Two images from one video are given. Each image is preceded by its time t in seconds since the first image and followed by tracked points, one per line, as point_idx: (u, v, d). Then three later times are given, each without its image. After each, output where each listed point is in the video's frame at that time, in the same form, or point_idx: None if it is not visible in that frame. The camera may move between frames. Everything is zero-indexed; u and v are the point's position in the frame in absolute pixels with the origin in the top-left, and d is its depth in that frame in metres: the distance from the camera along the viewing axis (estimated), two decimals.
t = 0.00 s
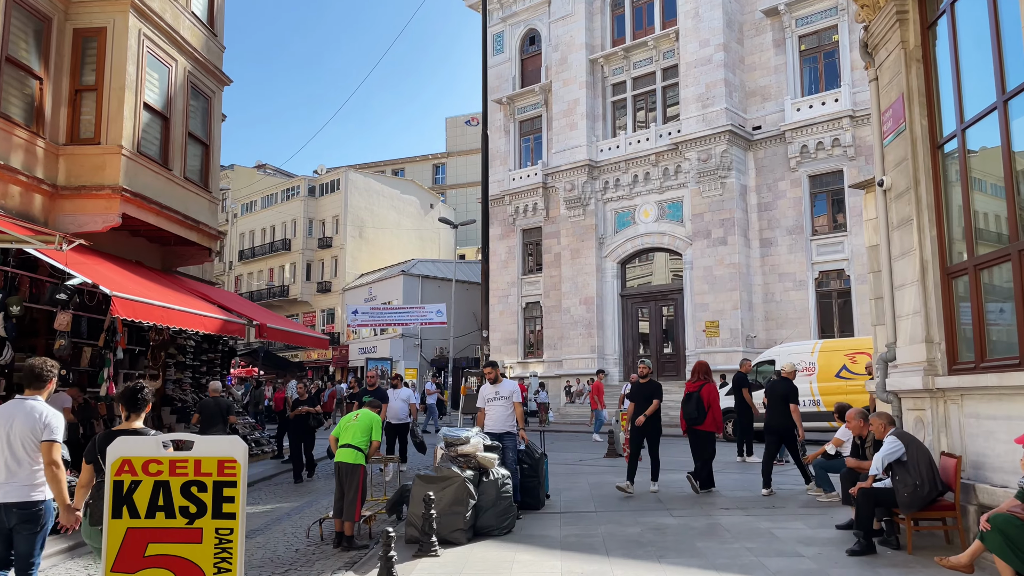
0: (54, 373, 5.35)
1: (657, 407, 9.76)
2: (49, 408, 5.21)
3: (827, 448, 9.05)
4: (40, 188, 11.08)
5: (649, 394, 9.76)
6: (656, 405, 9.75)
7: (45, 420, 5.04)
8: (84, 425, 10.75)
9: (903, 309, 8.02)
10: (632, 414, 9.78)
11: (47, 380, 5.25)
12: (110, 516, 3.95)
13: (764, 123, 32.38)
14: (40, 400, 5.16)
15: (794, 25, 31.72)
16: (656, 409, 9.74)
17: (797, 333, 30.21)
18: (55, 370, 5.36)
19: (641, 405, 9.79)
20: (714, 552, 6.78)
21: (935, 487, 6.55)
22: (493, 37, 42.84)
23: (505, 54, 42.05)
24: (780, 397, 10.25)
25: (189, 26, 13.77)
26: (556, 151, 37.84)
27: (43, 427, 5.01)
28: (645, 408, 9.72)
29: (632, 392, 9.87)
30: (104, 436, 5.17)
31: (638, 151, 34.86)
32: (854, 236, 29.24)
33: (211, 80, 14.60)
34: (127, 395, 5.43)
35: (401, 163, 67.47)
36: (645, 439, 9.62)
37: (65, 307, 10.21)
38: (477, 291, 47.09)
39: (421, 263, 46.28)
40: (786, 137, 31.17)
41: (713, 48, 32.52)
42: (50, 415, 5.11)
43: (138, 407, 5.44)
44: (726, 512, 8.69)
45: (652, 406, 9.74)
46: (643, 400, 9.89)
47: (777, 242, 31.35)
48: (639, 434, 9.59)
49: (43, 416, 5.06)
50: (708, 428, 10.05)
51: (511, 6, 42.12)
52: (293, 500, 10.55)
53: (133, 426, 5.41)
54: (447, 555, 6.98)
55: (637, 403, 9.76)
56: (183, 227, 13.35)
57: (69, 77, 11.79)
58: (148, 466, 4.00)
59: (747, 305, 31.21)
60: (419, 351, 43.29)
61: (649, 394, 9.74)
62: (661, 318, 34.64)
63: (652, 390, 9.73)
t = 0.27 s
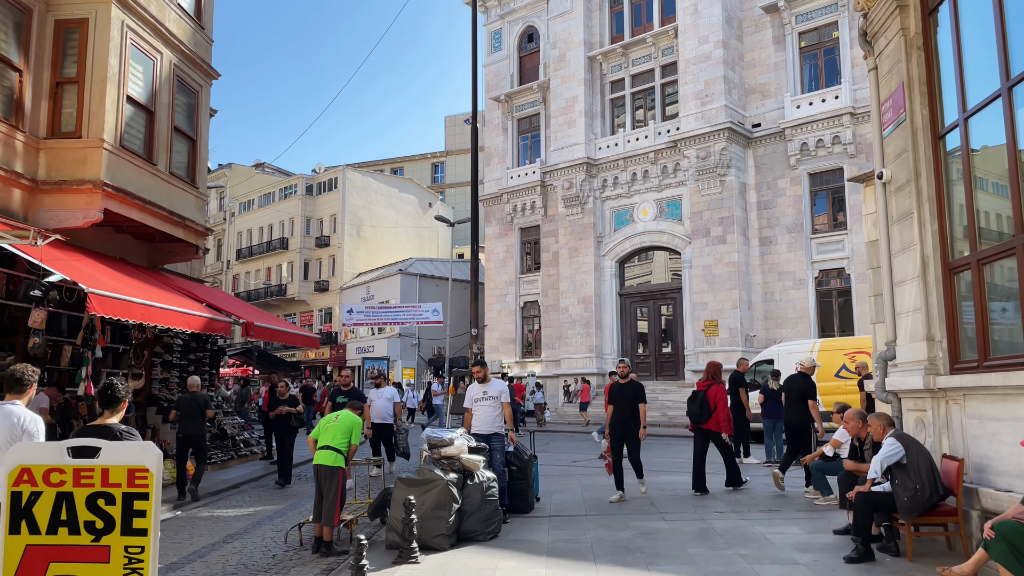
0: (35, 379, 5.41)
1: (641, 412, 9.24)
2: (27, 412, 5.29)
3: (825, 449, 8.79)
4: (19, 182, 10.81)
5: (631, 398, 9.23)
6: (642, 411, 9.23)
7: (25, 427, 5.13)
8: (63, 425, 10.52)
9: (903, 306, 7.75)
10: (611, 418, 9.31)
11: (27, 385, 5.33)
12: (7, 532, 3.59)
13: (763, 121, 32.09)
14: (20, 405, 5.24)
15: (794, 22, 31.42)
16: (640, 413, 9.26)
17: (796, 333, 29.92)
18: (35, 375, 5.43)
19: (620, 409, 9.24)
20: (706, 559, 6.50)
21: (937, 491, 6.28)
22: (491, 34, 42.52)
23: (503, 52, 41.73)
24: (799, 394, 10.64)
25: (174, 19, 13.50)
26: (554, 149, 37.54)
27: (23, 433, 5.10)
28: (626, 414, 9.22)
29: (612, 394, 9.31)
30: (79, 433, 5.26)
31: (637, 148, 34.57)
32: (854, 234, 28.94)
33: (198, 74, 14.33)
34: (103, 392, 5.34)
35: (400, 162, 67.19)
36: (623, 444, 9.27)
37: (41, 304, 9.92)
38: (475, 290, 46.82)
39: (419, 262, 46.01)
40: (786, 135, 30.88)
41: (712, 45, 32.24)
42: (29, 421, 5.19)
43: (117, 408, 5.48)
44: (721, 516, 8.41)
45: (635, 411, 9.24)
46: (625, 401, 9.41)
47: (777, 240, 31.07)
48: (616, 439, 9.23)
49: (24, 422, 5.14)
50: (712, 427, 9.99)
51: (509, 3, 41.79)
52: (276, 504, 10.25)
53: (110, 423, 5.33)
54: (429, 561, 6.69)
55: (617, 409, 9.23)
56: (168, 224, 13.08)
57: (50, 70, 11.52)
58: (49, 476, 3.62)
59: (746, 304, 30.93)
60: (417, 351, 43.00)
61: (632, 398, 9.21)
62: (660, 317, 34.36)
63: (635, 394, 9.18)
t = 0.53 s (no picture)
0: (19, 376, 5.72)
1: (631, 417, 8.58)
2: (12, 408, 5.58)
3: (822, 454, 8.55)
4: None
5: (619, 402, 8.61)
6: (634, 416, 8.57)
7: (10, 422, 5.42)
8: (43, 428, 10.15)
9: (903, 306, 7.49)
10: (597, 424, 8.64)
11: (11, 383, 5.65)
12: None
13: (763, 119, 31.82)
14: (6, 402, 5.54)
15: (794, 19, 31.13)
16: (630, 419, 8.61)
17: (796, 332, 29.64)
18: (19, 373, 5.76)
19: (607, 414, 8.59)
20: (696, 570, 6.23)
21: (937, 500, 6.02)
22: (489, 32, 42.24)
23: (502, 50, 41.46)
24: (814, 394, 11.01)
25: (161, 13, 13.25)
26: (553, 148, 37.27)
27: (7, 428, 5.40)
28: (614, 418, 8.55)
29: (597, 399, 8.69)
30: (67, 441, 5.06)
31: (636, 147, 34.30)
32: (855, 233, 28.66)
33: (185, 69, 14.08)
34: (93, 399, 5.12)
35: (400, 161, 66.95)
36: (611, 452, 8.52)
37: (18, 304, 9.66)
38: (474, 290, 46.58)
39: (417, 262, 45.77)
40: (786, 133, 30.59)
41: (712, 43, 31.97)
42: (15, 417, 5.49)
43: (106, 411, 5.20)
44: (713, 523, 8.13)
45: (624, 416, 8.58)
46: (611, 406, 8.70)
47: (776, 240, 30.80)
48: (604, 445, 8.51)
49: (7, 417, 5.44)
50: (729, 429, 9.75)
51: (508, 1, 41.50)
52: (260, 508, 10.01)
53: (98, 431, 5.09)
54: (409, 571, 6.43)
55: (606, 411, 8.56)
56: (154, 222, 12.83)
57: (31, 65, 11.29)
58: None
59: (746, 304, 30.68)
60: (415, 351, 42.75)
61: (623, 401, 8.60)
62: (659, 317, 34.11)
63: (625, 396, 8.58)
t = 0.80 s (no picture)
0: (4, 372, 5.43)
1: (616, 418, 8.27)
2: None
3: (820, 454, 8.28)
4: None
5: (605, 402, 8.30)
6: (619, 417, 8.25)
7: None
8: (21, 427, 9.85)
9: (902, 301, 7.22)
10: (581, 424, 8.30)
11: None
12: None
13: (763, 116, 31.54)
14: None
15: (794, 15, 30.86)
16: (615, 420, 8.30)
17: (796, 331, 29.36)
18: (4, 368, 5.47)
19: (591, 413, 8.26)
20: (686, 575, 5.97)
21: (938, 501, 5.74)
22: (488, 30, 41.97)
23: (500, 47, 41.21)
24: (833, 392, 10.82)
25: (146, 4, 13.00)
26: (551, 146, 37.00)
27: None
28: (599, 419, 8.23)
29: (581, 399, 8.35)
30: (46, 432, 5.13)
31: (635, 144, 34.04)
32: (855, 231, 28.38)
33: (172, 62, 13.82)
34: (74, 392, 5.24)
35: (399, 160, 66.72)
36: (594, 454, 8.19)
37: None
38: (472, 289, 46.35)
39: (416, 261, 45.54)
40: (786, 130, 30.32)
41: (711, 39, 31.69)
42: None
43: (86, 404, 5.31)
44: (706, 526, 7.87)
45: (608, 417, 8.27)
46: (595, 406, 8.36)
47: (776, 238, 30.52)
48: (588, 447, 8.17)
49: None
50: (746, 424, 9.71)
51: None
52: (242, 508, 9.75)
53: (80, 423, 5.23)
54: None
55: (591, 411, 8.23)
56: (139, 217, 12.59)
57: (11, 56, 11.05)
58: None
59: (745, 302, 30.42)
60: (413, 350, 42.51)
61: (609, 401, 8.28)
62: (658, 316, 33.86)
63: (612, 396, 8.26)
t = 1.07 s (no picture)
0: None
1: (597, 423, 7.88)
2: None
3: (816, 460, 8.00)
4: None
5: (586, 405, 7.96)
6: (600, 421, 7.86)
7: None
8: None
9: (901, 302, 6.95)
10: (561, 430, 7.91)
11: None
12: None
13: (762, 114, 31.25)
14: None
15: (794, 13, 30.56)
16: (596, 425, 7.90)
17: (796, 331, 29.08)
18: None
19: (571, 417, 7.91)
20: None
21: (939, 513, 5.46)
22: (486, 28, 41.67)
23: (498, 45, 40.91)
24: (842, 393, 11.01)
25: None
26: (549, 144, 36.70)
27: None
28: (579, 423, 7.85)
29: (561, 404, 8.01)
30: (20, 440, 5.26)
31: (633, 143, 33.76)
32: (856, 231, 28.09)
33: (157, 57, 13.57)
34: (43, 400, 5.40)
35: (398, 159, 66.43)
36: (575, 458, 7.76)
37: None
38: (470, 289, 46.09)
39: (413, 260, 45.28)
40: (786, 128, 30.02)
41: (710, 36, 31.39)
42: None
43: (57, 411, 5.47)
44: (698, 534, 7.59)
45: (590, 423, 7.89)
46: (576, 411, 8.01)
47: (776, 237, 30.23)
48: (568, 451, 7.74)
49: None
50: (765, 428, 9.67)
51: None
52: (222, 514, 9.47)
53: (52, 429, 5.37)
54: None
55: (571, 414, 7.88)
56: (122, 215, 12.34)
57: None
58: None
59: (745, 302, 30.14)
60: (411, 350, 42.31)
61: (590, 406, 7.94)
62: (657, 316, 33.60)
63: (593, 400, 7.94)
